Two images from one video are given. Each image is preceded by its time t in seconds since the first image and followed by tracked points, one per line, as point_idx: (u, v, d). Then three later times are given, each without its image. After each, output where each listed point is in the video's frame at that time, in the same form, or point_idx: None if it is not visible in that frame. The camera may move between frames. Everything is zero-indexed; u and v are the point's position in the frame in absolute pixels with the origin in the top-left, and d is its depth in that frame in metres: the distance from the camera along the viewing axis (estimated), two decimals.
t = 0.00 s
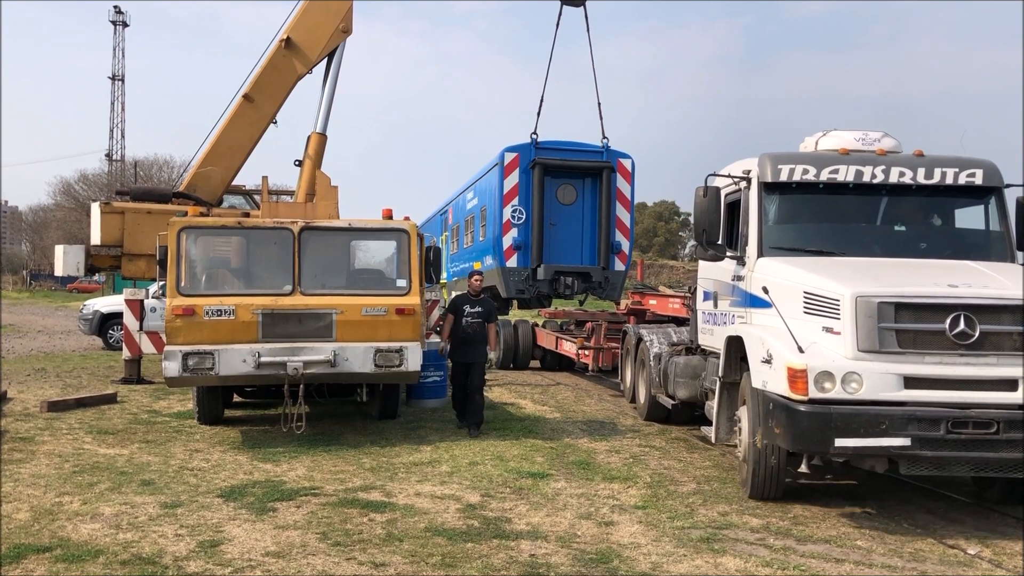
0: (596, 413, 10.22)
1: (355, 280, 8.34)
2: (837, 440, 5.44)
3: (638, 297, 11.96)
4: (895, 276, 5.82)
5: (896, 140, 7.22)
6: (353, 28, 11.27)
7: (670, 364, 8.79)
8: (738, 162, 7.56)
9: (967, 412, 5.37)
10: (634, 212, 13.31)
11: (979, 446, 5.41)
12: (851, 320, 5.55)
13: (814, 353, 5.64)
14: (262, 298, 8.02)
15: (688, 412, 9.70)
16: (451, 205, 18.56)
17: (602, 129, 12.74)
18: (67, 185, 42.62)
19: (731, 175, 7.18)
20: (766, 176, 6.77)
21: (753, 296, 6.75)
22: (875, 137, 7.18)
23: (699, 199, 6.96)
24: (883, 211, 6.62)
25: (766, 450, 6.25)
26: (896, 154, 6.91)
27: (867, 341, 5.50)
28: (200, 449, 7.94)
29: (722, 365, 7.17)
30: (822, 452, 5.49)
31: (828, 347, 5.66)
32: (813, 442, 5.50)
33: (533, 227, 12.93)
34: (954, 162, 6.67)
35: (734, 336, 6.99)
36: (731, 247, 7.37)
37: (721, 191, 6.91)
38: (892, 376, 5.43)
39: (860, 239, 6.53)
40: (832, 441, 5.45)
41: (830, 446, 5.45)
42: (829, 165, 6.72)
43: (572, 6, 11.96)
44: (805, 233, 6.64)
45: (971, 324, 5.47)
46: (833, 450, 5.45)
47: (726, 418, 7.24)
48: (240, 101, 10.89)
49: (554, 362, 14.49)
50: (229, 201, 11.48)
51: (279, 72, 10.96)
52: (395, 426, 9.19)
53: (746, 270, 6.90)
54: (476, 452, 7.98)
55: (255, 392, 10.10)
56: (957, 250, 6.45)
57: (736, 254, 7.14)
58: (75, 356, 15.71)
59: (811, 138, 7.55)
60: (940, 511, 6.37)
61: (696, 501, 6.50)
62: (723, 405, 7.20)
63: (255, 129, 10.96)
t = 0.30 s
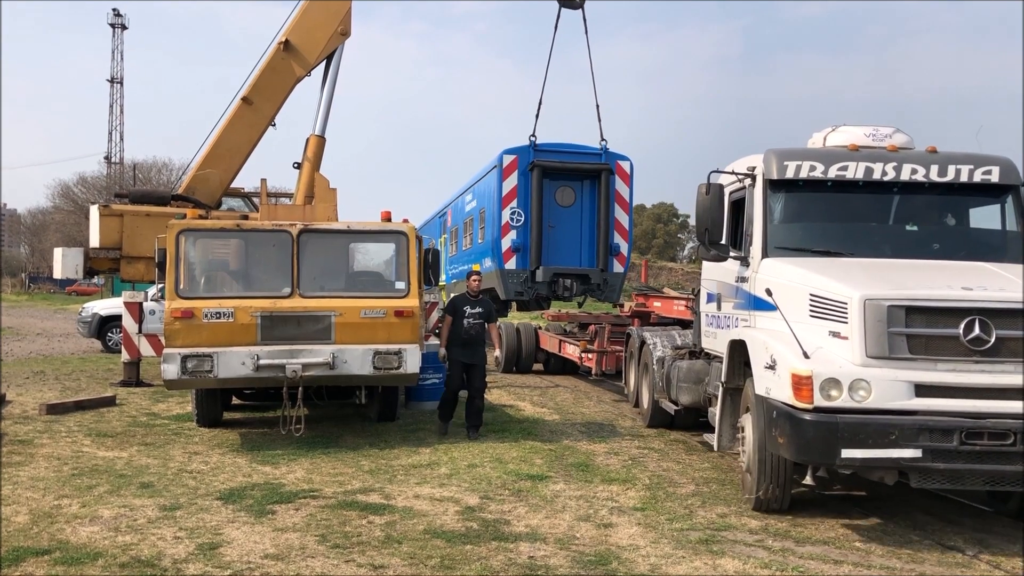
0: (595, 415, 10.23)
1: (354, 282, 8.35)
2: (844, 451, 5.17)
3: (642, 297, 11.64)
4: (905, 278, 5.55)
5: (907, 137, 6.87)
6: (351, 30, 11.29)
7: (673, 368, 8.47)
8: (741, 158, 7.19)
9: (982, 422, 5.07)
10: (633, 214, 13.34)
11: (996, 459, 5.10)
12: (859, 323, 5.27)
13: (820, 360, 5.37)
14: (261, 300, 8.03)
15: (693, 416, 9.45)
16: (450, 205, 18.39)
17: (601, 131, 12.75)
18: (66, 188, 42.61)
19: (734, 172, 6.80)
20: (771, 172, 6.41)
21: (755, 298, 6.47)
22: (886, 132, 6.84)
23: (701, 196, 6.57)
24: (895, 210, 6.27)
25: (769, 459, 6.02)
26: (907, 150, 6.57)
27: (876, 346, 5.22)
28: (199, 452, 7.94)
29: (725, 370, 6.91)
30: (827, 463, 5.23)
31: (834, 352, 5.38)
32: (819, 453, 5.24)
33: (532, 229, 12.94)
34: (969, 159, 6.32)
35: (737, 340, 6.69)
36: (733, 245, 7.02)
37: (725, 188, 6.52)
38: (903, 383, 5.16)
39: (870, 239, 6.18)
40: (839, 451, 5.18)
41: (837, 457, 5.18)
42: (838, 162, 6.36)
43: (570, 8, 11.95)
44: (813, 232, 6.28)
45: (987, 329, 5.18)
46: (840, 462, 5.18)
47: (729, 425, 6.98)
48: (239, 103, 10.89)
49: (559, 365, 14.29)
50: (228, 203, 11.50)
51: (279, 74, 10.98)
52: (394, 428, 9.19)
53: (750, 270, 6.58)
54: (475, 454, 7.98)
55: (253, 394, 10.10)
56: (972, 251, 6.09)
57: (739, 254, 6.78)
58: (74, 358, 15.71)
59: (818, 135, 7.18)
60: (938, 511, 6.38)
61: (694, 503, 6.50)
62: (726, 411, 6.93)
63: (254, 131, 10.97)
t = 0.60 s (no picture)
0: (596, 417, 10.24)
1: (354, 285, 8.36)
2: (855, 462, 4.89)
3: (646, 299, 11.35)
4: (919, 280, 5.32)
5: (919, 131, 6.69)
6: (351, 33, 11.31)
7: (677, 373, 8.30)
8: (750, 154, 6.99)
9: (1001, 432, 4.81)
10: (633, 216, 13.34)
11: (1017, 470, 4.84)
12: (871, 326, 5.05)
13: (830, 366, 5.11)
14: (261, 303, 8.04)
15: (699, 421, 9.20)
16: (450, 208, 18.38)
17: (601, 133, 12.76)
18: (66, 192, 42.62)
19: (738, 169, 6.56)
20: (778, 168, 6.21)
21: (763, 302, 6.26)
22: (897, 127, 6.67)
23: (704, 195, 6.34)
24: (907, 207, 6.09)
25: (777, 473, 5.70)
26: (919, 144, 6.38)
27: (888, 352, 4.99)
28: (199, 455, 7.95)
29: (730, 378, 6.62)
30: (837, 476, 4.95)
31: (846, 358, 5.16)
32: (829, 464, 4.95)
33: (532, 231, 12.96)
34: (982, 153, 6.15)
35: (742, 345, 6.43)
36: (739, 247, 6.87)
37: (728, 186, 6.33)
38: (917, 390, 4.91)
39: (882, 238, 6.00)
40: (849, 462, 4.90)
41: (847, 469, 4.90)
42: (847, 157, 6.17)
43: (569, 11, 11.97)
44: (821, 231, 6.10)
45: (1005, 333, 4.96)
46: (851, 474, 4.91)
47: (734, 433, 6.69)
48: (239, 106, 10.91)
49: (564, 369, 14.02)
50: (228, 206, 11.51)
51: (278, 77, 10.99)
52: (393, 430, 9.20)
53: (757, 272, 6.38)
54: (475, 456, 7.99)
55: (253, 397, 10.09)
56: (987, 249, 5.93)
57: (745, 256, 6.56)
58: (74, 362, 15.70)
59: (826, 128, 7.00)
60: (938, 512, 6.39)
61: (695, 504, 6.51)
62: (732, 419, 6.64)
63: (254, 134, 10.99)
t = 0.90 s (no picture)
0: (597, 417, 10.23)
1: (355, 286, 8.36)
2: (869, 477, 4.57)
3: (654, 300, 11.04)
4: (936, 280, 4.97)
5: (934, 124, 6.28)
6: (352, 34, 11.31)
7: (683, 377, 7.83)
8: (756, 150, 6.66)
9: None
10: (634, 216, 13.33)
11: None
12: (885, 333, 4.72)
13: (841, 374, 4.78)
14: (263, 304, 8.04)
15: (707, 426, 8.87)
16: (450, 209, 18.66)
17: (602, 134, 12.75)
18: (68, 194, 42.66)
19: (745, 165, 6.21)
20: (786, 164, 5.85)
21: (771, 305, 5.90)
22: (911, 119, 6.25)
23: (709, 191, 5.96)
24: (922, 204, 5.67)
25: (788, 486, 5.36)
26: (937, 139, 5.94)
27: (904, 359, 4.66)
28: (201, 456, 7.94)
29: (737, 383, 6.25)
30: (849, 491, 4.62)
31: (858, 365, 4.83)
32: (840, 479, 4.63)
33: (533, 232, 12.95)
34: (1003, 147, 5.71)
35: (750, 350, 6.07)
36: (745, 248, 6.50)
37: (735, 183, 5.92)
38: (935, 399, 4.57)
39: (896, 237, 5.59)
40: (863, 478, 4.57)
41: (860, 484, 4.57)
42: (858, 152, 5.79)
43: (570, 12, 11.96)
44: (832, 230, 5.72)
45: None
46: (865, 489, 4.58)
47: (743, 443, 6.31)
48: (240, 107, 10.91)
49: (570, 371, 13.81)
50: (229, 208, 11.51)
51: (279, 79, 10.99)
52: (395, 431, 9.20)
53: (764, 274, 6.04)
54: (477, 457, 7.98)
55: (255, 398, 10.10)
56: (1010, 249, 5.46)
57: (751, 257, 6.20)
58: (76, 363, 15.71)
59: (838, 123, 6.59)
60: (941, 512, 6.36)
61: (697, 505, 6.50)
62: (739, 427, 6.26)
63: (255, 135, 10.99)
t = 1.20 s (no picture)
0: (603, 417, 10.23)
1: (360, 285, 8.35)
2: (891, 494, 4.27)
3: (664, 300, 10.94)
4: (962, 282, 4.68)
5: (957, 115, 5.96)
6: (357, 34, 11.32)
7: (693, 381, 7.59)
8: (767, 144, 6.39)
9: None
10: (639, 216, 13.30)
11: None
12: (906, 338, 4.43)
13: (861, 383, 4.48)
14: (269, 303, 8.04)
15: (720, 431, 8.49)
16: (455, 209, 18.78)
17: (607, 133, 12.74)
18: (75, 192, 42.79)
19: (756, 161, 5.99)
20: (799, 160, 5.60)
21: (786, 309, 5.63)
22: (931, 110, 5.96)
23: (719, 190, 5.74)
24: (944, 200, 5.42)
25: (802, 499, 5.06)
26: (957, 130, 5.70)
27: (928, 367, 4.36)
28: (207, 455, 7.95)
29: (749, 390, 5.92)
30: (869, 509, 4.32)
31: (879, 373, 4.54)
32: (860, 496, 4.32)
33: (538, 231, 12.95)
34: None
35: (762, 356, 5.77)
36: (757, 248, 6.24)
37: (744, 179, 5.69)
38: (961, 409, 4.30)
39: (917, 236, 5.33)
40: (885, 493, 4.28)
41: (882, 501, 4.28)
42: (876, 146, 5.54)
43: (576, 11, 11.94)
44: (849, 228, 5.46)
45: None
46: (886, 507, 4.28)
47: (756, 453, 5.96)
48: (246, 106, 10.93)
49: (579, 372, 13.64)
50: (235, 206, 11.53)
51: (285, 78, 11.00)
52: (400, 430, 9.20)
53: (777, 276, 5.80)
54: (482, 456, 7.98)
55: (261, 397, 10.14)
56: None
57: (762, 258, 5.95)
58: (82, 362, 15.75)
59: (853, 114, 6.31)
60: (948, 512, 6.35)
61: (703, 505, 6.49)
62: (752, 437, 5.92)
63: (260, 134, 11.00)
